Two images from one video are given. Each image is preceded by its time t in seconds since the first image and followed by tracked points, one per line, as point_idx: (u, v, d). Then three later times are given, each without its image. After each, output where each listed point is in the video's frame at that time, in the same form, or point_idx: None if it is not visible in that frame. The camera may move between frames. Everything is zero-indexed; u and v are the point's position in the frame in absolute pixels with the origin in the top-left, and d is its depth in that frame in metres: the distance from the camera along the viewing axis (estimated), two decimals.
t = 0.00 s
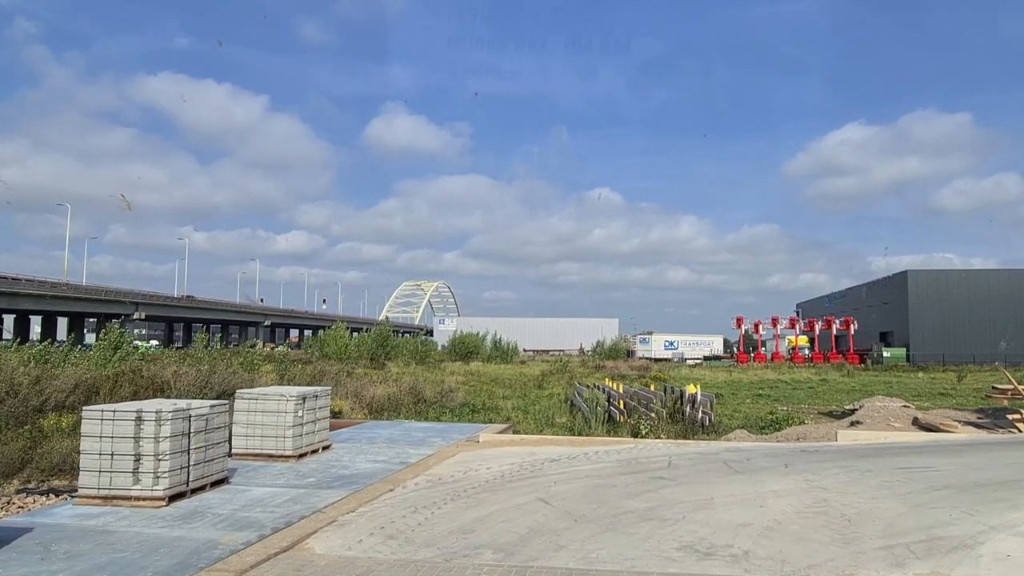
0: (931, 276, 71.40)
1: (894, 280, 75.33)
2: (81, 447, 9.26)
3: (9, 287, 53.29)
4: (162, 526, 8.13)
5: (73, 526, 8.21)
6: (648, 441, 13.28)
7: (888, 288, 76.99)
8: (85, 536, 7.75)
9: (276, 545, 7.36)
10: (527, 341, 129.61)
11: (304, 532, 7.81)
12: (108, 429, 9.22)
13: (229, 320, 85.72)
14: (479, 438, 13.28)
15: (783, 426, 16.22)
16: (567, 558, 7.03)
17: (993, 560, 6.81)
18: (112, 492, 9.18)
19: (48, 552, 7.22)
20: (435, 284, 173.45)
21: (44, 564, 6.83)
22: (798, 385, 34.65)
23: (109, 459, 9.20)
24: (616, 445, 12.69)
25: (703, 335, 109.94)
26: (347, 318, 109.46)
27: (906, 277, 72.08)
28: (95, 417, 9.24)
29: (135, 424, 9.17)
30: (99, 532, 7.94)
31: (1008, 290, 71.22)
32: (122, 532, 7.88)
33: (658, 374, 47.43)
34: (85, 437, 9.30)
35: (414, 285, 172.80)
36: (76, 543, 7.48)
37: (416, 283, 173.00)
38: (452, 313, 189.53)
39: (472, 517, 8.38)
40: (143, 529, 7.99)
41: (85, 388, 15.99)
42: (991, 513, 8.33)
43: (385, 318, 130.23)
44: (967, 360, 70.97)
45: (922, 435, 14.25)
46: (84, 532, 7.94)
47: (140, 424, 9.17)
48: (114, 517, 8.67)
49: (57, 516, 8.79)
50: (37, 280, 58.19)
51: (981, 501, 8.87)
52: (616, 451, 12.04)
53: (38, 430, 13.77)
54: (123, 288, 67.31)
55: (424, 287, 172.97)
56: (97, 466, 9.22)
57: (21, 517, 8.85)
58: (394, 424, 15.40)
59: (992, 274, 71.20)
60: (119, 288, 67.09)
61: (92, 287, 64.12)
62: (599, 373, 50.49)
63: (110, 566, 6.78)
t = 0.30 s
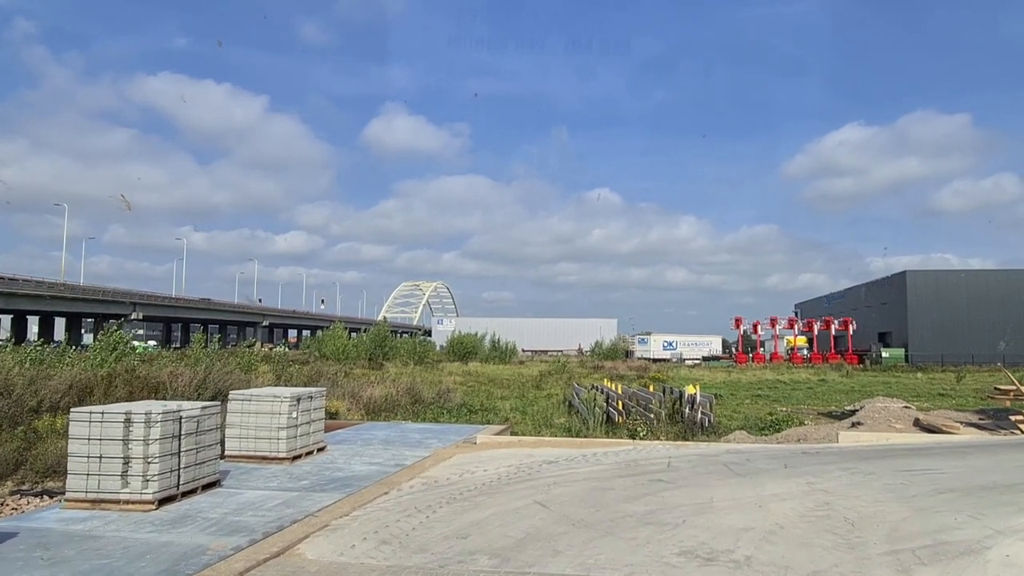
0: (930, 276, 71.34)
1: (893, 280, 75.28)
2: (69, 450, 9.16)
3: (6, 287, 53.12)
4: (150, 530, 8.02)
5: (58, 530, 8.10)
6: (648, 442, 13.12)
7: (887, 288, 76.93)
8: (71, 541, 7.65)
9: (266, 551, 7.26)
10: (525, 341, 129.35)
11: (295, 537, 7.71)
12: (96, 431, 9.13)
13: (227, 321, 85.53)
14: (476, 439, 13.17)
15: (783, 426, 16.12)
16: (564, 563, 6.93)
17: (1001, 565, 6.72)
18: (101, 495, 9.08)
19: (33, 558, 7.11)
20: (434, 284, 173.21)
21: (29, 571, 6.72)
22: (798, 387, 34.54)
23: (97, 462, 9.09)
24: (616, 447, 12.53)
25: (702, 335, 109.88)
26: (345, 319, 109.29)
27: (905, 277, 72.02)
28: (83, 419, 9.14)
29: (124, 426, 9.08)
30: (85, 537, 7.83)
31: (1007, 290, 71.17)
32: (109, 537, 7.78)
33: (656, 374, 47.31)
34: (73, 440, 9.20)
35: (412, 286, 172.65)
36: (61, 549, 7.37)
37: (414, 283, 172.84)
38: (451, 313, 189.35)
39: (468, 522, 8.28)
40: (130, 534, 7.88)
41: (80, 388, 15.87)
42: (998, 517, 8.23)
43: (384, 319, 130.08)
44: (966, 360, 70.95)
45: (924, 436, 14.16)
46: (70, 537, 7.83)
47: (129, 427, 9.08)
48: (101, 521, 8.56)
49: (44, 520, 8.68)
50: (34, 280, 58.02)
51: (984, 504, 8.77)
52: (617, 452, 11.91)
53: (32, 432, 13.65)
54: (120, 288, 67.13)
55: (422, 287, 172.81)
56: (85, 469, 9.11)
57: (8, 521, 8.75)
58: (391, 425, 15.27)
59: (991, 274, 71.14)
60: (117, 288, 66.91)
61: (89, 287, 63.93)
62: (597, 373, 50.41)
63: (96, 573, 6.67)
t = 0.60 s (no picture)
0: (928, 277, 71.33)
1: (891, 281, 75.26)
2: (52, 453, 9.02)
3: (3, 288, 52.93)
4: (134, 537, 7.88)
5: (39, 537, 7.96)
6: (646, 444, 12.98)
7: (886, 288, 76.91)
8: (52, 549, 7.51)
9: (253, 560, 7.12)
10: (524, 342, 129.21)
11: (283, 545, 7.57)
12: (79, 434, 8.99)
13: (224, 321, 85.32)
14: (472, 441, 13.04)
15: (783, 428, 15.98)
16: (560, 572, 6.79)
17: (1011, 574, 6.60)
18: (83, 500, 8.93)
19: (11, 567, 6.97)
20: (432, 285, 172.96)
21: None
22: (796, 388, 34.45)
23: (80, 466, 8.95)
24: (613, 450, 12.39)
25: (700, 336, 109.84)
26: (343, 321, 109.11)
27: (904, 278, 71.99)
28: (66, 422, 8.99)
29: (108, 430, 8.94)
30: (66, 544, 7.69)
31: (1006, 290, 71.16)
32: (91, 545, 7.63)
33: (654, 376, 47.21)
34: (56, 443, 9.06)
35: (410, 287, 172.47)
36: (40, 557, 7.23)
37: (412, 284, 172.73)
38: (449, 314, 189.27)
39: (462, 528, 8.14)
40: (112, 541, 7.74)
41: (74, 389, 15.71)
42: (1006, 523, 8.12)
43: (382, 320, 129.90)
44: (965, 361, 70.91)
45: (926, 438, 14.04)
46: (50, 544, 7.69)
47: (114, 430, 8.94)
48: (84, 527, 8.42)
49: (25, 526, 8.53)
50: (31, 281, 57.83)
51: (989, 510, 8.64)
52: (614, 455, 11.79)
53: (25, 433, 13.49)
54: (117, 289, 66.95)
55: (420, 288, 172.61)
56: (68, 474, 8.97)
57: None
58: (387, 426, 15.10)
59: (989, 275, 71.14)
60: (114, 289, 66.71)
61: (86, 287, 63.73)
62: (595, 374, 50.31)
63: None
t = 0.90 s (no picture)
0: (927, 277, 71.25)
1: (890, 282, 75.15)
2: (28, 459, 8.82)
3: None
4: (111, 547, 7.68)
5: (13, 547, 7.76)
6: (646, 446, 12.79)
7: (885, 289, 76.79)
8: (25, 560, 7.31)
9: (235, 571, 6.92)
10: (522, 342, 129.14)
11: (267, 555, 7.38)
12: (55, 439, 8.77)
13: (222, 322, 85.05)
14: (468, 444, 12.84)
15: (784, 430, 15.79)
16: None
17: None
18: (60, 507, 8.73)
19: None
20: (431, 286, 172.76)
21: None
22: (796, 389, 34.29)
23: (57, 471, 8.76)
24: (611, 453, 12.19)
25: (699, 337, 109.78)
26: (341, 321, 108.89)
27: (903, 279, 71.88)
28: (42, 425, 8.80)
29: (86, 433, 8.76)
30: (40, 554, 7.50)
31: (1006, 291, 71.06)
32: (66, 555, 7.44)
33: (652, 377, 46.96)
34: (32, 448, 8.86)
35: (409, 287, 172.32)
36: (12, 569, 7.04)
37: (411, 285, 172.55)
38: (447, 314, 189.13)
39: (455, 536, 7.96)
40: (88, 552, 7.54)
41: (66, 389, 15.50)
42: (1019, 531, 7.94)
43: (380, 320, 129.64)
44: (964, 362, 70.79)
45: (931, 441, 13.86)
46: (24, 554, 7.49)
47: (93, 434, 8.76)
48: (60, 536, 8.22)
49: None
50: (26, 282, 57.58)
51: (997, 518, 8.46)
52: (610, 459, 11.60)
53: (15, 435, 13.27)
54: (114, 290, 66.71)
55: (419, 288, 172.43)
56: (44, 479, 8.77)
57: None
58: (381, 428, 14.87)
59: (988, 276, 71.06)
60: (110, 289, 66.48)
61: (83, 288, 63.49)
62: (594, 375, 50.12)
63: None
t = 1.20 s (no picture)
0: (926, 278, 71.08)
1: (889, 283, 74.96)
2: None
3: None
4: (79, 560, 7.44)
5: None
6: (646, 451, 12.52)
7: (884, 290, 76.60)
8: None
9: None
10: (520, 342, 128.99)
11: (246, 569, 7.13)
12: (24, 445, 8.52)
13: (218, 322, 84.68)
14: (463, 448, 12.58)
15: (786, 433, 15.56)
16: None
17: None
18: (30, 517, 8.49)
19: None
20: (429, 286, 172.57)
21: None
22: (795, 390, 34.09)
23: (26, 479, 8.51)
24: (608, 457, 11.94)
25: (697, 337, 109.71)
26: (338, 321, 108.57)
27: (902, 279, 71.70)
28: (12, 431, 8.55)
29: (56, 440, 8.50)
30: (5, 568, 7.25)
31: (1006, 292, 70.88)
32: (32, 569, 7.19)
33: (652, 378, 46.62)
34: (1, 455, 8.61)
35: (407, 288, 172.04)
36: None
37: (409, 285, 172.25)
38: (446, 315, 188.96)
39: (446, 548, 7.72)
40: (55, 565, 7.29)
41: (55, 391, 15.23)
42: None
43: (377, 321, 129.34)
44: (963, 363, 70.62)
45: (939, 445, 13.63)
46: None
47: (63, 440, 8.51)
48: (28, 548, 7.98)
49: None
50: (21, 283, 57.24)
51: (1009, 528, 8.23)
52: (608, 464, 11.36)
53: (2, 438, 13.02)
54: (110, 290, 66.37)
55: (417, 289, 172.11)
56: (13, 488, 8.53)
57: None
58: (374, 431, 14.59)
59: (988, 277, 70.89)
60: (106, 290, 66.13)
61: (78, 288, 63.13)
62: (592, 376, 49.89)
63: None
